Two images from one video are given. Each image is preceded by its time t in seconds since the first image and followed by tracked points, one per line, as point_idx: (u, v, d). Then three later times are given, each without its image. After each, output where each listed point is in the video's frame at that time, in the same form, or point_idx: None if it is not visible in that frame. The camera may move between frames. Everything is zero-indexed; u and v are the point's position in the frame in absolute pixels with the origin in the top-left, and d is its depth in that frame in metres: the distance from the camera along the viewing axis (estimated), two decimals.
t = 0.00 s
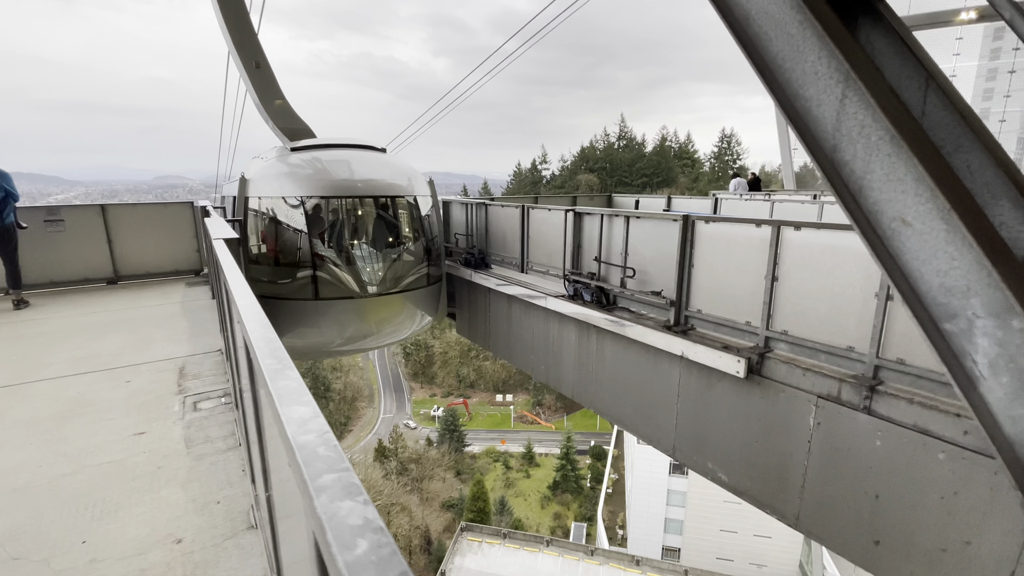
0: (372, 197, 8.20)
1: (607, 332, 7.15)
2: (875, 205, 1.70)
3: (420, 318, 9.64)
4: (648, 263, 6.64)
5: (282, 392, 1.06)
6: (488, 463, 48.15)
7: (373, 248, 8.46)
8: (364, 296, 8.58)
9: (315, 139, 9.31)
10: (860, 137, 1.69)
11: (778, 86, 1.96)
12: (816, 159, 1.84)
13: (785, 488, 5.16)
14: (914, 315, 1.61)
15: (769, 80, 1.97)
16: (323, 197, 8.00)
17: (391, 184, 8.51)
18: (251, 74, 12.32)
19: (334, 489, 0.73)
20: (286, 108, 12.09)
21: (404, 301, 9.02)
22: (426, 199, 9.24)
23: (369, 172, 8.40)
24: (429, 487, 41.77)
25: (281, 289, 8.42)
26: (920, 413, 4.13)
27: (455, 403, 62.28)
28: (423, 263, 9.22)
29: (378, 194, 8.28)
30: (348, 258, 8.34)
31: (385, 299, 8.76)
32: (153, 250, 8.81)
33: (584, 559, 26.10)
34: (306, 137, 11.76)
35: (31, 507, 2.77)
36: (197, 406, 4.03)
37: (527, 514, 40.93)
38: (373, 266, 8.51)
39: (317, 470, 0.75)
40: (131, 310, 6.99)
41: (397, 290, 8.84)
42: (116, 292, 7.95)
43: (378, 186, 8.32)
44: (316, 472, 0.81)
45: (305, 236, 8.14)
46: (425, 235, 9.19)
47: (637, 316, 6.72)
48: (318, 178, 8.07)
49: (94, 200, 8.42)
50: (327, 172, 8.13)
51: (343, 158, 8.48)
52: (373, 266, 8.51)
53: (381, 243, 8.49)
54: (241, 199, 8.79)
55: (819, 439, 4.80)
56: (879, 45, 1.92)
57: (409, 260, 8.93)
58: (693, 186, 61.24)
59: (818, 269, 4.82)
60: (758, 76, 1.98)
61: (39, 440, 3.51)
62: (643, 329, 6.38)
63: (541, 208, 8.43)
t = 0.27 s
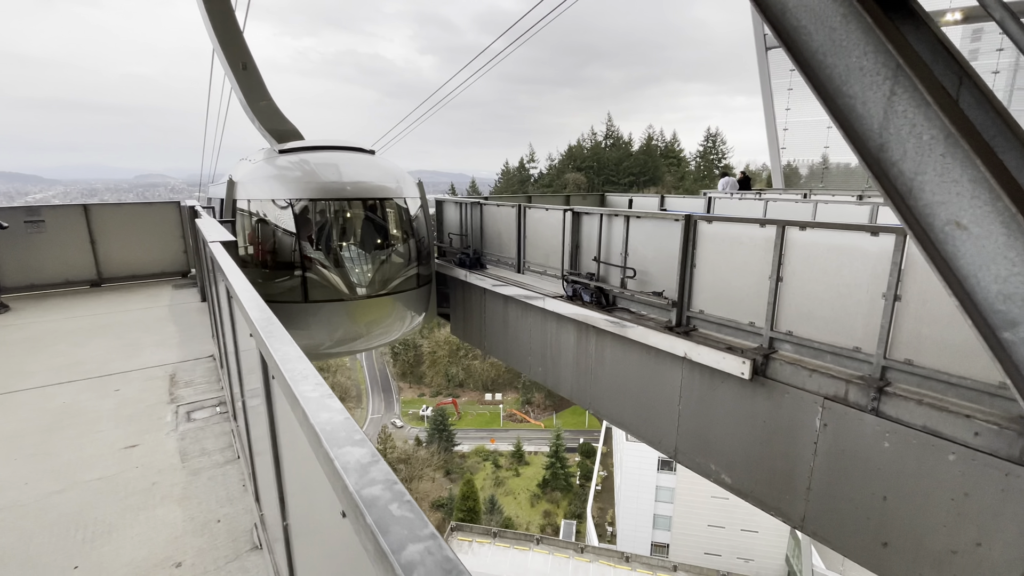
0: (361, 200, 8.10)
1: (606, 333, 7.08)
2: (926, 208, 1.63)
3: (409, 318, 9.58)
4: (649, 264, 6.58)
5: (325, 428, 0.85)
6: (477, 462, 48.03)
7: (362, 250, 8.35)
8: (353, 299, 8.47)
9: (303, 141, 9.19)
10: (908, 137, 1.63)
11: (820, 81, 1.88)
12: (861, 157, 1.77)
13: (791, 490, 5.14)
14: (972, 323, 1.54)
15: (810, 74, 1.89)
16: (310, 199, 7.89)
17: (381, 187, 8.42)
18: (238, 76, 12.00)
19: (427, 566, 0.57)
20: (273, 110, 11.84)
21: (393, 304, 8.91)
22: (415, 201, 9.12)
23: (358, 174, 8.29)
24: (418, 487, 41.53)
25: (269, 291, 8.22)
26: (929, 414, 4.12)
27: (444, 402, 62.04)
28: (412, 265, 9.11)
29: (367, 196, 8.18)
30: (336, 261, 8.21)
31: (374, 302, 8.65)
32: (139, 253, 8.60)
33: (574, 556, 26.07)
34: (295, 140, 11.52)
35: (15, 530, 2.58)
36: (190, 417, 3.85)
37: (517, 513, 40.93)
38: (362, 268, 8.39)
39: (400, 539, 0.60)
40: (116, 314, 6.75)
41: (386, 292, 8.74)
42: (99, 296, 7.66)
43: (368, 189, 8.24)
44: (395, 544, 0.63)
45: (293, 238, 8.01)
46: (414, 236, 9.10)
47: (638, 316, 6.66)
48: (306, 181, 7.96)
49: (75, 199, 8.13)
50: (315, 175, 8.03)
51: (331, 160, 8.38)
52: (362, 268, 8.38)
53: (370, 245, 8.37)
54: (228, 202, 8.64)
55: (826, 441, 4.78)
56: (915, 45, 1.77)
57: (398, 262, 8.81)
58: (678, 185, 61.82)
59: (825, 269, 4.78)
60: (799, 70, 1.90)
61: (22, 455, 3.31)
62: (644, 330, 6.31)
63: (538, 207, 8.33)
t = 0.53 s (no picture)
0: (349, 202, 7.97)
1: (608, 336, 6.92)
2: None
3: (400, 321, 9.36)
4: (652, 264, 6.43)
5: (367, 503, 0.68)
6: (468, 463, 47.73)
7: (350, 253, 8.22)
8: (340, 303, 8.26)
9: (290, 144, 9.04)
10: (985, 127, 1.18)
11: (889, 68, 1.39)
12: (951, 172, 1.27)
13: (803, 496, 5.02)
14: None
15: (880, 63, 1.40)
16: (297, 202, 7.74)
17: (370, 191, 8.32)
18: (222, 78, 11.63)
19: None
20: (259, 111, 11.51)
21: (381, 308, 8.76)
22: (403, 204, 8.98)
23: (346, 177, 8.17)
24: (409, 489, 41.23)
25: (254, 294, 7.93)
26: (948, 418, 4.01)
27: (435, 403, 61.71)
28: (400, 269, 9.01)
29: (356, 200, 8.06)
30: (323, 264, 8.05)
31: (362, 306, 8.46)
32: (121, 254, 8.27)
33: (567, 556, 25.98)
34: (282, 142, 11.22)
35: None
36: (177, 430, 3.61)
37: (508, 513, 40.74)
38: (350, 272, 8.24)
39: None
40: (97, 319, 6.44)
41: (374, 296, 8.60)
42: (78, 300, 7.34)
43: (357, 193, 8.12)
44: None
45: (281, 240, 7.80)
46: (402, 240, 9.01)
47: (641, 318, 6.51)
48: (293, 183, 7.82)
49: (54, 200, 7.81)
50: (302, 178, 7.89)
51: (320, 163, 8.24)
52: (350, 271, 8.24)
53: (358, 248, 8.27)
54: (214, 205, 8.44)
55: (840, 446, 4.67)
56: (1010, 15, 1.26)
57: (386, 266, 8.71)
58: (666, 184, 62.19)
59: (837, 270, 4.66)
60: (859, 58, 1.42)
61: None
62: (648, 332, 6.16)
63: (537, 206, 8.13)
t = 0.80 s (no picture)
0: (339, 207, 7.81)
1: (614, 341, 6.68)
2: None
3: (391, 324, 9.19)
4: (661, 267, 6.20)
5: None
6: (462, 463, 47.40)
7: (341, 257, 8.04)
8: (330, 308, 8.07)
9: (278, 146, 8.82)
10: None
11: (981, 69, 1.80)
12: None
13: (822, 509, 4.82)
14: None
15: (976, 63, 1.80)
16: (286, 207, 7.55)
17: (361, 195, 8.16)
18: (208, 78, 11.28)
19: None
20: (248, 113, 11.18)
21: (372, 313, 8.55)
22: (394, 207, 8.89)
23: (336, 181, 8.02)
24: (403, 489, 40.86)
25: (242, 299, 7.70)
26: (978, 431, 3.80)
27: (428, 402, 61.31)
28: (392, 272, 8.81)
29: (346, 204, 7.90)
30: (312, 268, 7.87)
31: (353, 310, 8.25)
32: (105, 257, 7.90)
33: (562, 555, 25.79)
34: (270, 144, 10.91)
35: None
36: (160, 455, 3.31)
37: (503, 512, 40.49)
38: (340, 276, 8.07)
39: None
40: (78, 328, 6.11)
41: (365, 300, 8.37)
42: (58, 307, 6.99)
43: (347, 197, 7.96)
44: None
45: (270, 245, 7.61)
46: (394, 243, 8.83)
47: (649, 323, 6.28)
48: (282, 188, 7.63)
49: (32, 201, 7.46)
50: (292, 182, 7.70)
51: (309, 167, 8.06)
52: (340, 276, 8.07)
53: (349, 252, 8.08)
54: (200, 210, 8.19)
55: (862, 457, 4.46)
56: None
57: (378, 270, 8.52)
58: (658, 182, 62.34)
59: (857, 275, 4.47)
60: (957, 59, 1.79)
61: None
62: (657, 338, 5.94)
63: (538, 206, 7.87)
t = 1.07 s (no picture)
0: (323, 208, 7.53)
1: (616, 344, 6.48)
2: None
3: (378, 326, 8.96)
4: (665, 268, 5.99)
5: None
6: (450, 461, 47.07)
7: (325, 258, 7.73)
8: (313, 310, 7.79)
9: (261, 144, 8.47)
10: None
11: None
12: None
13: (833, 517, 4.69)
14: None
15: None
16: (267, 208, 7.26)
17: (346, 196, 7.88)
18: (187, 78, 10.82)
19: None
20: (228, 112, 10.80)
21: (356, 315, 8.28)
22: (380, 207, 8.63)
23: (318, 182, 7.72)
24: (390, 488, 40.42)
25: (222, 300, 7.43)
26: (1003, 439, 3.67)
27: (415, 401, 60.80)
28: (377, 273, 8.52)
29: (330, 205, 7.62)
30: (294, 268, 7.57)
31: (337, 312, 7.99)
32: (78, 257, 7.47)
33: (550, 552, 25.69)
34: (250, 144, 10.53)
35: None
36: (135, 479, 3.01)
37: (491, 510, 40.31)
38: (323, 277, 7.78)
39: None
40: (47, 334, 5.68)
41: (349, 301, 8.11)
42: (25, 311, 6.53)
43: (332, 198, 7.68)
44: None
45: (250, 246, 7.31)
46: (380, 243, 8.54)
47: (653, 325, 6.10)
48: (263, 189, 7.31)
49: None
50: (273, 183, 7.40)
51: (292, 167, 7.77)
52: (323, 277, 7.78)
53: (333, 252, 7.79)
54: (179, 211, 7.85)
55: (876, 465, 4.34)
56: None
57: (363, 271, 8.24)
58: (644, 181, 62.62)
59: (874, 276, 4.32)
60: None
61: None
62: (661, 341, 5.75)
63: (535, 204, 7.61)
